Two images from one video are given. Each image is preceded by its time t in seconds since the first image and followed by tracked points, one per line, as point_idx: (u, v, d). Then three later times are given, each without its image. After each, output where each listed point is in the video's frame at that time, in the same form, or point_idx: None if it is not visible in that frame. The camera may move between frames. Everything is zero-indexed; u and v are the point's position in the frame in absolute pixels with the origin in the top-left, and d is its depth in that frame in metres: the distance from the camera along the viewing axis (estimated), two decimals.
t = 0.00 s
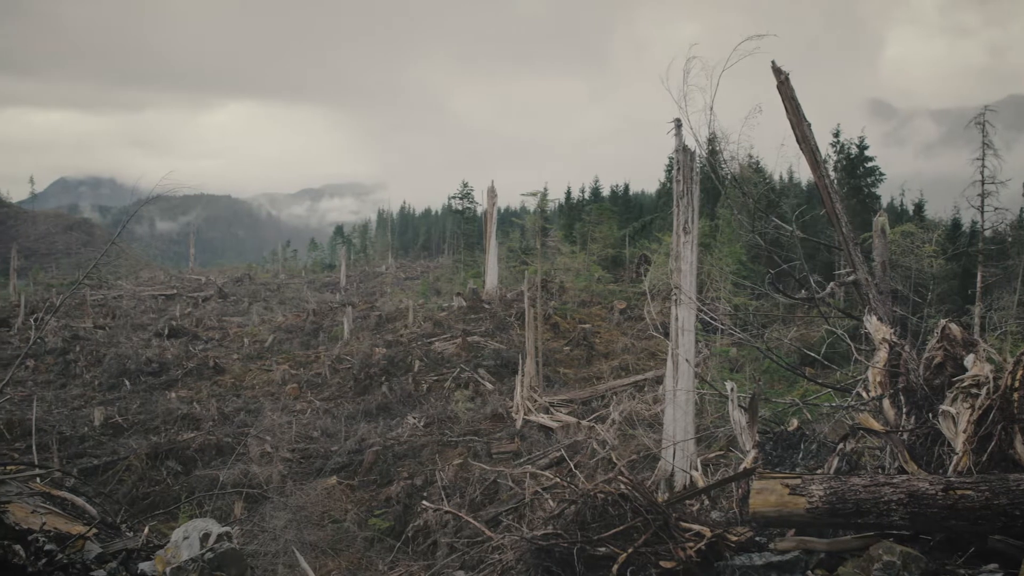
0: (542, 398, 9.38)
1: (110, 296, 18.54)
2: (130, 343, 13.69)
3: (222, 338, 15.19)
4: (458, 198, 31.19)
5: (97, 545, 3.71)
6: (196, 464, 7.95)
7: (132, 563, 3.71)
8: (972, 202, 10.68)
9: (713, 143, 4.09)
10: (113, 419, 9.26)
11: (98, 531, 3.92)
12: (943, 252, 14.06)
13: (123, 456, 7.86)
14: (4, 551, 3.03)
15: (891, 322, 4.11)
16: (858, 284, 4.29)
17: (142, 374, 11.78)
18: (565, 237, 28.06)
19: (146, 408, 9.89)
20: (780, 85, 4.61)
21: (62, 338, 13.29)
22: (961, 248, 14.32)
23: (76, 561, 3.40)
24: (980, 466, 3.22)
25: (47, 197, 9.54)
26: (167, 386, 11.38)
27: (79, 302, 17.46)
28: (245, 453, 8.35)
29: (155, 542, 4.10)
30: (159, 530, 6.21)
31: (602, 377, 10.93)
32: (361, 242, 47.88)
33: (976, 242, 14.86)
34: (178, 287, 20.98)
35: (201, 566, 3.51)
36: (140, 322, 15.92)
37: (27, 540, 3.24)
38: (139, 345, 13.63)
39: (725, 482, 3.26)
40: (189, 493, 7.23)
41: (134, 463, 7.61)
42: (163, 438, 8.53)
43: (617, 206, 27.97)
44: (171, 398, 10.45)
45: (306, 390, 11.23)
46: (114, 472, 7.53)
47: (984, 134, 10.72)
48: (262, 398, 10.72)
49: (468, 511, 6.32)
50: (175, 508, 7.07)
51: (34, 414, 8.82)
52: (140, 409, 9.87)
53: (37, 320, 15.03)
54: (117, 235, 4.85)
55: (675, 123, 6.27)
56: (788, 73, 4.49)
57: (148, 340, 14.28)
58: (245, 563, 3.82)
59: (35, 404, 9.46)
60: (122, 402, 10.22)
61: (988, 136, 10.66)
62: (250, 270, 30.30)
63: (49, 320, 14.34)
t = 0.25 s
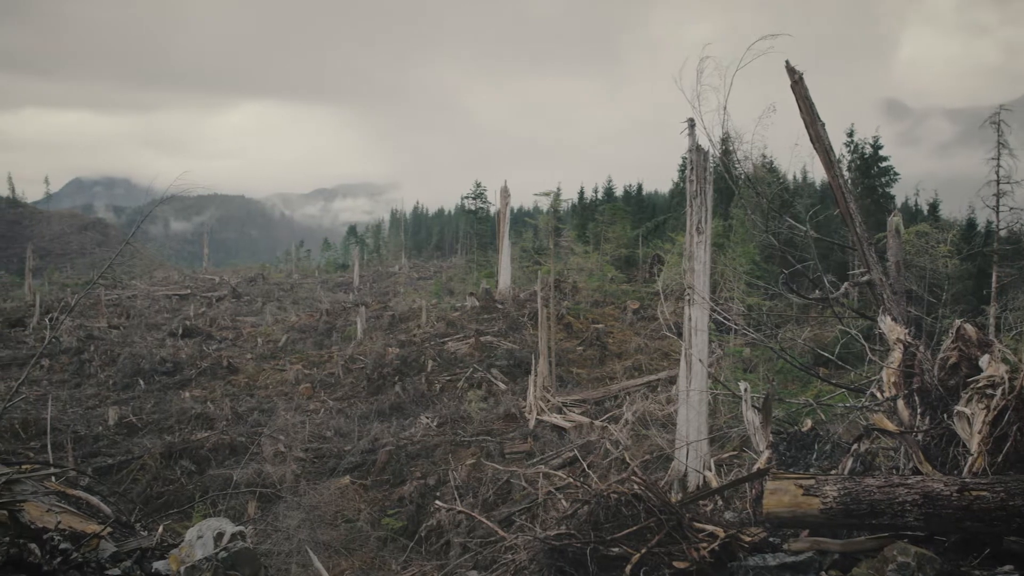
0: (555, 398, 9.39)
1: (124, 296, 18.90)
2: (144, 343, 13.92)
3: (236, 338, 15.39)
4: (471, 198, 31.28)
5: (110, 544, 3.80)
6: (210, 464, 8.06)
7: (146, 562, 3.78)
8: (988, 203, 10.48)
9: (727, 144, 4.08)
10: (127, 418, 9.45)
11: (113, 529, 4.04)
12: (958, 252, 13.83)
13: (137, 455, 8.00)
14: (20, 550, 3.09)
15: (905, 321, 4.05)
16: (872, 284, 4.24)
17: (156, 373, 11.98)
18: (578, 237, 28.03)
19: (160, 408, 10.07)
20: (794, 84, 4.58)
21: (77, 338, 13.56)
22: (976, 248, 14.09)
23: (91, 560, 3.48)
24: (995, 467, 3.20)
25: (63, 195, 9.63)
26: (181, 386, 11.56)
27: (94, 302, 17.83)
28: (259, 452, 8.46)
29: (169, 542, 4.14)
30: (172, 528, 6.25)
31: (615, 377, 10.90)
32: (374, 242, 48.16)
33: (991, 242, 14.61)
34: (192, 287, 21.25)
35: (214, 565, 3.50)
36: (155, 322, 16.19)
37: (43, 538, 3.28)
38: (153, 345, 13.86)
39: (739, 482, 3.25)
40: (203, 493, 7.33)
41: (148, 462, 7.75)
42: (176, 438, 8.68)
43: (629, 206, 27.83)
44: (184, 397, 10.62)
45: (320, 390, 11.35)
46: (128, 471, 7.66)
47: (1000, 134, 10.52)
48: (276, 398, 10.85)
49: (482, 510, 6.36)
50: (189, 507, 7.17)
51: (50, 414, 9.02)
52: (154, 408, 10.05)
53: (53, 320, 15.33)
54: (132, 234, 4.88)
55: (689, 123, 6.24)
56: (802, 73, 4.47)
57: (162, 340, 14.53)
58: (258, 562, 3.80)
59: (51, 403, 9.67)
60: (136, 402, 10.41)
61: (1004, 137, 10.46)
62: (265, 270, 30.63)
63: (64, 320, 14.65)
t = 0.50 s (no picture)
0: (567, 398, 9.39)
1: (138, 296, 19.25)
2: (157, 343, 14.14)
3: (249, 338, 15.59)
4: (484, 198, 31.35)
5: (125, 542, 3.84)
6: (224, 463, 8.19)
7: (161, 561, 3.82)
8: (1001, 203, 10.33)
9: (740, 143, 4.06)
10: (140, 418, 9.61)
11: (126, 528, 4.03)
12: (971, 253, 13.61)
13: (151, 455, 8.11)
14: (35, 548, 3.20)
15: (920, 322, 4.02)
16: (885, 284, 4.21)
17: (169, 373, 12.17)
18: (590, 237, 27.96)
19: (174, 407, 10.24)
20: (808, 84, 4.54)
21: (91, 338, 13.82)
22: (990, 250, 13.85)
23: (106, 559, 3.52)
24: (1011, 468, 3.14)
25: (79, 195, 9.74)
26: (195, 385, 11.73)
27: (109, 302, 18.19)
28: (272, 451, 8.58)
29: (183, 540, 4.13)
30: (187, 528, 6.36)
31: (628, 377, 10.88)
32: (387, 242, 48.42)
33: (1005, 243, 14.38)
34: (206, 287, 21.56)
35: (229, 566, 3.57)
36: (169, 322, 16.46)
37: (58, 537, 3.37)
38: (167, 344, 14.08)
39: (752, 483, 3.24)
40: (217, 492, 7.44)
41: (162, 461, 7.88)
42: (190, 437, 8.82)
43: (642, 207, 27.74)
44: (198, 397, 10.78)
45: (333, 390, 11.46)
46: (142, 471, 7.78)
47: (1013, 135, 10.37)
48: (289, 398, 10.98)
49: (494, 510, 6.39)
50: (203, 506, 7.21)
51: (65, 413, 9.21)
52: (167, 408, 10.21)
53: (68, 319, 15.63)
54: (146, 235, 4.92)
55: (702, 123, 6.22)
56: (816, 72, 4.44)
57: (176, 339, 14.76)
58: (271, 562, 3.88)
59: (67, 402, 9.89)
60: (151, 401, 10.60)
61: (1017, 137, 10.32)
62: (279, 270, 30.95)
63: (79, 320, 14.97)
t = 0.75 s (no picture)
0: (580, 398, 9.40)
1: (152, 296, 19.56)
2: (171, 343, 14.35)
3: (262, 337, 15.78)
4: (497, 198, 31.41)
5: (141, 541, 3.85)
6: (237, 462, 8.32)
7: (174, 560, 3.85)
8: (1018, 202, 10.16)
9: (753, 143, 4.05)
10: (154, 417, 9.77)
11: (141, 528, 4.05)
12: (987, 253, 13.38)
13: (164, 454, 8.22)
14: (51, 547, 3.30)
15: (934, 322, 3.98)
16: (900, 285, 4.17)
17: (183, 372, 12.38)
18: (603, 237, 27.90)
19: (187, 407, 10.41)
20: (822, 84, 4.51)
21: (105, 338, 14.07)
22: (1006, 250, 13.59)
23: (120, 557, 3.56)
24: None
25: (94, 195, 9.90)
26: (208, 385, 11.92)
27: (123, 303, 18.51)
28: (285, 451, 8.69)
29: (196, 539, 4.16)
30: (201, 527, 6.46)
31: (641, 377, 10.85)
32: (400, 242, 48.67)
33: None
34: (220, 287, 21.83)
35: (242, 564, 3.60)
36: (182, 322, 16.71)
37: (73, 536, 3.46)
38: (181, 344, 14.29)
39: (765, 484, 3.23)
40: (230, 491, 7.55)
41: (176, 461, 7.99)
42: (203, 436, 8.96)
43: (654, 207, 27.64)
44: (211, 396, 10.94)
45: (346, 390, 11.56)
46: (156, 469, 7.88)
47: None
48: (303, 398, 11.10)
49: (507, 510, 6.42)
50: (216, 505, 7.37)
51: (79, 413, 9.38)
52: (181, 408, 10.37)
53: (82, 319, 15.89)
54: (160, 234, 4.94)
55: (715, 123, 6.20)
56: (830, 71, 4.41)
57: (190, 339, 14.99)
58: (285, 562, 3.88)
59: (81, 401, 10.09)
60: (165, 401, 10.78)
61: None
62: (292, 271, 31.24)
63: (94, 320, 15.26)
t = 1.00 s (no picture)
0: (593, 398, 9.40)
1: (166, 296, 19.85)
2: (185, 342, 14.56)
3: (276, 337, 15.96)
4: (510, 198, 31.45)
5: (154, 540, 3.90)
6: (250, 462, 8.42)
7: (188, 559, 3.86)
8: None
9: (766, 143, 4.03)
10: (168, 417, 9.92)
11: (154, 527, 4.10)
12: (1003, 254, 13.14)
13: (177, 454, 8.30)
14: (64, 546, 3.32)
15: (949, 323, 3.92)
16: (914, 285, 4.12)
17: (197, 372, 12.56)
18: (615, 237, 27.81)
19: (201, 406, 10.56)
20: (836, 84, 4.48)
21: (119, 338, 14.30)
22: None
23: (133, 557, 3.60)
24: None
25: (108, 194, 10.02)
26: (222, 384, 12.09)
27: (137, 303, 18.79)
28: (298, 450, 8.79)
29: (210, 538, 4.18)
30: (215, 527, 6.55)
31: (654, 377, 10.81)
32: (412, 242, 48.88)
33: None
34: (233, 287, 22.08)
35: (256, 563, 3.66)
36: (195, 322, 16.94)
37: (86, 535, 3.50)
38: (194, 344, 14.49)
39: (778, 484, 3.23)
40: (243, 491, 7.64)
41: (190, 460, 8.05)
42: (216, 436, 9.07)
43: (667, 207, 27.51)
44: (224, 396, 11.08)
45: (358, 390, 11.66)
46: (170, 469, 7.94)
47: None
48: (316, 397, 11.22)
49: (519, 510, 6.45)
50: (229, 504, 7.42)
51: (93, 412, 9.55)
52: (194, 407, 10.51)
53: (97, 319, 16.15)
54: (174, 234, 4.95)
55: (729, 123, 6.18)
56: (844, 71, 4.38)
57: (203, 339, 15.20)
58: (297, 561, 3.93)
59: (96, 401, 10.27)
60: (179, 400, 10.94)
61: None
62: (305, 270, 31.50)
63: (107, 319, 15.51)
